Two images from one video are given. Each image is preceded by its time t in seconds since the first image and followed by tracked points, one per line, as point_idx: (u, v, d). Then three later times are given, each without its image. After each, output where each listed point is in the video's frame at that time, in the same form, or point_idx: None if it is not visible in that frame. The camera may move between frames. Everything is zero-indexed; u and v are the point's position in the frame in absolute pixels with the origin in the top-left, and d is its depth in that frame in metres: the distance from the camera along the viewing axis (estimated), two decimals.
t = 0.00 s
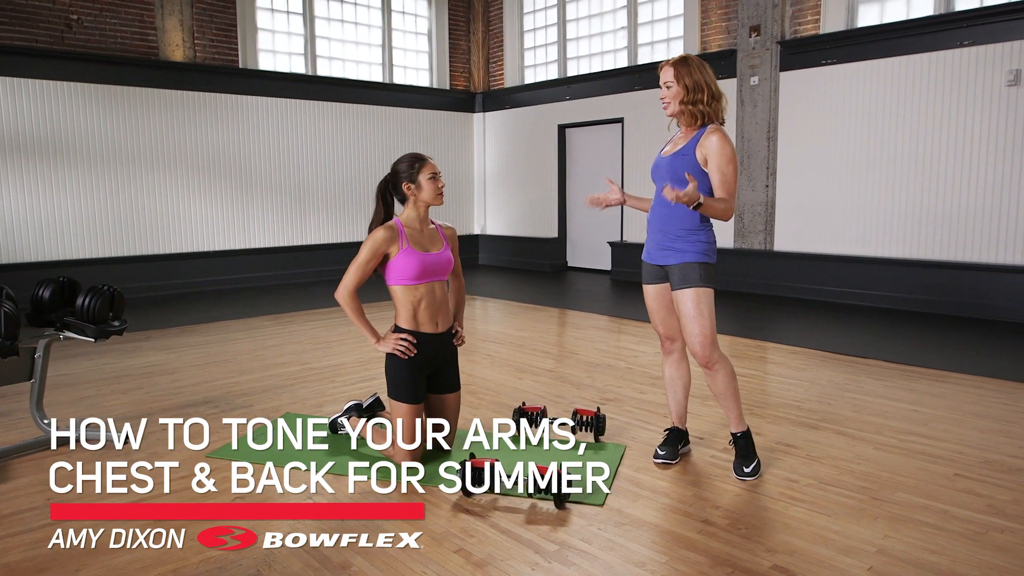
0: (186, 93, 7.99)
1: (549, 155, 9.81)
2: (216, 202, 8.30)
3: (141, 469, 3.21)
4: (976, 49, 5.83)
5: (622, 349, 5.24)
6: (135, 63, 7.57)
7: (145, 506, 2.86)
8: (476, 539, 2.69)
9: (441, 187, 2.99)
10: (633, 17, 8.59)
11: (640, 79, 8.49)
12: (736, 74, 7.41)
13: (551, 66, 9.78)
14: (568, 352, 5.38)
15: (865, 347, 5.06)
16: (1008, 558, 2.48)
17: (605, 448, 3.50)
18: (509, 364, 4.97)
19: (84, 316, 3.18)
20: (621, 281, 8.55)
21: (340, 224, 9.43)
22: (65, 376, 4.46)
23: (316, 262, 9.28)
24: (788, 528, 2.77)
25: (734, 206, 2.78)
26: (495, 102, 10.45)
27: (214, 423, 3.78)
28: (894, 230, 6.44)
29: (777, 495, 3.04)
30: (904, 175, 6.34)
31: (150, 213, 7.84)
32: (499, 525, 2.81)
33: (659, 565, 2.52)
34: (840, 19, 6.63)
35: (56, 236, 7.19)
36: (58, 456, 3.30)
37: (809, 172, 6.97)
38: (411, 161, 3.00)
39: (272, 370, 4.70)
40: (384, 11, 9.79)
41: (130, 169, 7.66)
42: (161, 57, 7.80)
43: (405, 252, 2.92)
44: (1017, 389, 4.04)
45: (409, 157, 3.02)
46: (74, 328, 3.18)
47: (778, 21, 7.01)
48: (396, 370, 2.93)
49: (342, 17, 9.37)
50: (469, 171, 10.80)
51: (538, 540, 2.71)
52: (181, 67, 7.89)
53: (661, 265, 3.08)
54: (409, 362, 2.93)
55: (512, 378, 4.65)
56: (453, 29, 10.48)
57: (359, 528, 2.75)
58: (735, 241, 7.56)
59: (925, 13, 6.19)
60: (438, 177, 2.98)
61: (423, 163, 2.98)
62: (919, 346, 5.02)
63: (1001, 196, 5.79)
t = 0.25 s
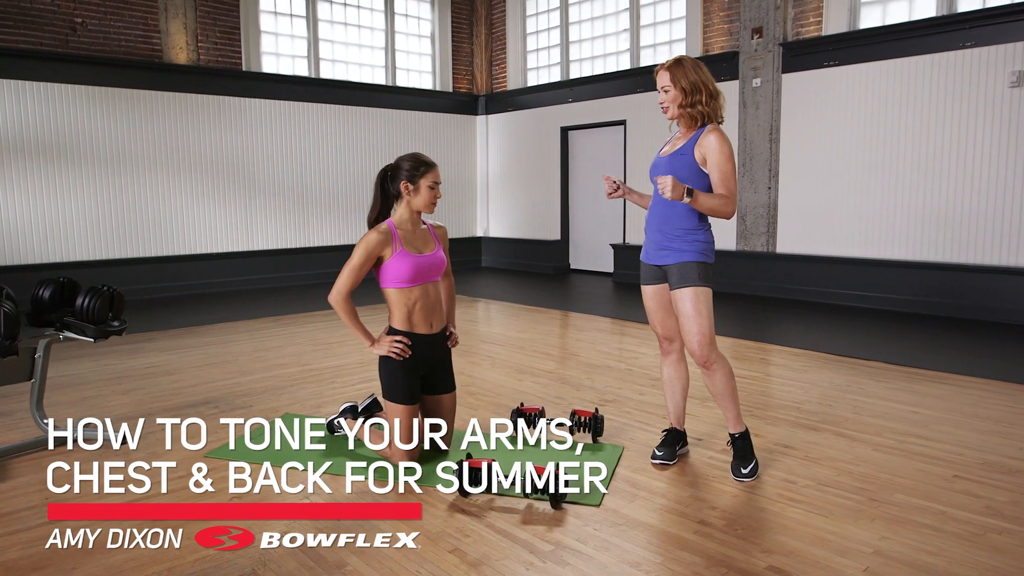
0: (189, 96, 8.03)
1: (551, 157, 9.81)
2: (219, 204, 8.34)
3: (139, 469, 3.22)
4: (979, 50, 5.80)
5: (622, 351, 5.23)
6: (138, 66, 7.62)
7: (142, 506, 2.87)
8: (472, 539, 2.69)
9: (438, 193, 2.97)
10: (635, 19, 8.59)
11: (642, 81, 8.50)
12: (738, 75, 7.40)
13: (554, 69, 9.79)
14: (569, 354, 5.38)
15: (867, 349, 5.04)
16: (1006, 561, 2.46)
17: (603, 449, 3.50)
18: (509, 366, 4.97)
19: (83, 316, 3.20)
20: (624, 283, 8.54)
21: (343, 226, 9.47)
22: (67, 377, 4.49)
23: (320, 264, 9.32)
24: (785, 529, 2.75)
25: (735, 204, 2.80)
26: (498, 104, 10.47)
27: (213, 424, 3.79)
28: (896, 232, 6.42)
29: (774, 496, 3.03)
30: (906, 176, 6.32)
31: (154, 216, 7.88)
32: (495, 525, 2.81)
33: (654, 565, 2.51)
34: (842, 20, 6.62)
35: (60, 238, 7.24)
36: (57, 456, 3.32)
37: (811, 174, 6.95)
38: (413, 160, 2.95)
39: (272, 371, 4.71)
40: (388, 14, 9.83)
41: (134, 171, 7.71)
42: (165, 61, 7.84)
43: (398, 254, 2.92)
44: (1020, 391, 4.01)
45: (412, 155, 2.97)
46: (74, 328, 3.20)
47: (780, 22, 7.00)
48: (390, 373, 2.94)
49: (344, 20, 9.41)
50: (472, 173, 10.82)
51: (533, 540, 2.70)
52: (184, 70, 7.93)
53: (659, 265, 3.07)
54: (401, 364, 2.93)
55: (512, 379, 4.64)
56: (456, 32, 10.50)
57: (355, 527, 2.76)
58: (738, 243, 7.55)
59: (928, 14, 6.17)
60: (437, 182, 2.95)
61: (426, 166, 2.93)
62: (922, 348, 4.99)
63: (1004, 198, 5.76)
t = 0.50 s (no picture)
0: (191, 99, 8.07)
1: (553, 160, 9.82)
2: (221, 207, 8.38)
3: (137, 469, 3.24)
4: (980, 51, 5.79)
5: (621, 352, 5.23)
6: (141, 69, 7.66)
7: (137, 506, 2.89)
8: (466, 539, 2.69)
9: (439, 205, 2.94)
10: (637, 22, 8.59)
11: (644, 84, 8.50)
12: (740, 78, 7.40)
13: (556, 72, 9.81)
14: (568, 356, 5.37)
15: (867, 351, 5.02)
16: (1002, 562, 2.45)
17: (599, 450, 3.49)
18: (508, 368, 4.97)
19: (82, 317, 3.22)
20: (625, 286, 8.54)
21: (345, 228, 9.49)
22: (68, 378, 4.51)
23: (322, 267, 9.35)
24: (780, 530, 2.74)
25: (734, 204, 2.80)
26: (500, 107, 10.49)
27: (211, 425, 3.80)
28: (897, 234, 6.40)
29: (771, 497, 3.02)
30: (907, 178, 6.30)
31: (156, 218, 7.92)
32: (490, 526, 2.81)
33: (647, 566, 2.51)
34: (844, 22, 6.62)
35: (62, 240, 7.28)
36: (56, 456, 3.34)
37: (812, 176, 6.94)
38: (424, 167, 2.89)
39: (272, 373, 4.73)
40: (390, 17, 9.87)
41: (136, 174, 7.75)
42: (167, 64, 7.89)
43: (393, 261, 2.92)
44: (1020, 394, 3.99)
45: (423, 160, 2.90)
46: (73, 329, 3.22)
47: (781, 24, 7.00)
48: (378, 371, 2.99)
49: (347, 23, 9.45)
50: (475, 176, 10.84)
51: (527, 540, 2.70)
52: (187, 73, 7.97)
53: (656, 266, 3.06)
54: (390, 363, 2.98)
55: (511, 381, 4.65)
56: (458, 35, 10.54)
57: (350, 527, 2.76)
58: (740, 246, 7.54)
59: (929, 16, 6.16)
60: (440, 194, 2.91)
61: (435, 176, 2.87)
62: (922, 351, 4.97)
63: (1005, 200, 5.74)
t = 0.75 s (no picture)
0: (194, 101, 8.11)
1: (555, 163, 9.84)
2: (223, 209, 8.42)
3: (135, 470, 3.25)
4: (981, 53, 5.78)
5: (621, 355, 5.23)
6: (144, 72, 7.71)
7: (134, 506, 2.90)
8: (461, 540, 2.70)
9: (458, 222, 2.87)
10: (638, 24, 8.60)
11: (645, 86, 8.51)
12: (741, 80, 7.41)
13: (557, 74, 9.83)
14: (568, 358, 5.37)
15: (868, 353, 5.00)
16: (998, 564, 2.43)
17: (597, 452, 3.49)
18: (507, 370, 4.97)
19: (82, 318, 3.24)
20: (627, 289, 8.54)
21: (348, 231, 9.52)
22: (70, 379, 4.54)
23: (325, 269, 9.38)
24: (776, 531, 2.74)
25: (734, 203, 2.79)
26: (502, 110, 10.52)
27: (210, 426, 3.82)
28: (899, 236, 6.39)
29: (767, 499, 3.01)
30: (908, 180, 6.29)
31: (158, 220, 7.96)
32: (485, 527, 2.81)
33: (642, 568, 2.50)
34: (845, 25, 6.62)
35: (65, 243, 7.32)
36: (55, 456, 3.37)
37: (814, 178, 6.93)
38: (450, 181, 2.82)
39: (272, 375, 4.74)
40: (392, 20, 9.91)
41: (139, 176, 7.79)
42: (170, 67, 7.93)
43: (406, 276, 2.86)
44: (1021, 396, 3.97)
45: (449, 175, 2.83)
46: (72, 330, 3.24)
47: (782, 27, 7.00)
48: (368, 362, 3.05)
49: (349, 26, 9.50)
50: (477, 179, 10.86)
51: (522, 541, 2.70)
52: (190, 76, 8.02)
53: (658, 268, 3.04)
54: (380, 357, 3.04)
55: (510, 383, 4.65)
56: (460, 38, 10.57)
57: (345, 528, 2.77)
58: (741, 248, 7.54)
59: (930, 18, 6.15)
60: (462, 212, 2.84)
61: (460, 193, 2.81)
62: (924, 353, 4.95)
63: (1007, 202, 5.72)
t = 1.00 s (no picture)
0: (198, 104, 8.16)
1: (558, 165, 9.85)
2: (227, 211, 8.46)
3: (134, 471, 3.28)
4: (984, 55, 5.76)
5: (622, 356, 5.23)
6: (149, 75, 7.77)
7: (133, 506, 2.91)
8: (457, 541, 2.70)
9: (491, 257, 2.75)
10: (641, 27, 8.61)
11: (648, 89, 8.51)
12: (744, 82, 7.41)
13: (561, 77, 9.84)
14: (569, 360, 5.37)
15: (870, 356, 4.98)
16: (997, 567, 2.42)
17: (595, 454, 3.49)
18: (508, 372, 4.98)
19: (82, 319, 3.27)
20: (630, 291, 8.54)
21: (352, 233, 9.55)
22: (73, 380, 4.57)
23: (328, 272, 9.41)
24: (773, 534, 2.73)
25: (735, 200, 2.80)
26: (506, 113, 10.54)
27: (210, 427, 3.84)
28: (902, 239, 6.37)
29: (765, 501, 3.00)
30: (911, 182, 6.27)
31: (162, 223, 8.01)
32: (482, 528, 2.81)
33: (637, 569, 2.50)
34: (847, 27, 6.60)
35: (70, 245, 7.38)
36: (55, 457, 3.39)
37: (816, 180, 6.92)
38: (485, 217, 2.68)
39: (273, 376, 4.76)
40: (396, 23, 9.95)
41: (144, 179, 7.85)
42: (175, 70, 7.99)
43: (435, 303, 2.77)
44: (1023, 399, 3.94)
45: (484, 210, 2.68)
46: (73, 331, 3.27)
47: (785, 29, 6.99)
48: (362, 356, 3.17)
49: (353, 30, 9.54)
50: (481, 182, 10.89)
51: (518, 543, 2.70)
52: (195, 79, 8.07)
53: (664, 269, 3.02)
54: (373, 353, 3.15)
55: (510, 385, 4.65)
56: (464, 42, 10.60)
57: (341, 528, 2.78)
58: (744, 250, 7.53)
59: (933, 20, 6.14)
60: (494, 248, 2.72)
61: (492, 230, 2.68)
62: (926, 355, 4.93)
63: (1010, 205, 5.69)
